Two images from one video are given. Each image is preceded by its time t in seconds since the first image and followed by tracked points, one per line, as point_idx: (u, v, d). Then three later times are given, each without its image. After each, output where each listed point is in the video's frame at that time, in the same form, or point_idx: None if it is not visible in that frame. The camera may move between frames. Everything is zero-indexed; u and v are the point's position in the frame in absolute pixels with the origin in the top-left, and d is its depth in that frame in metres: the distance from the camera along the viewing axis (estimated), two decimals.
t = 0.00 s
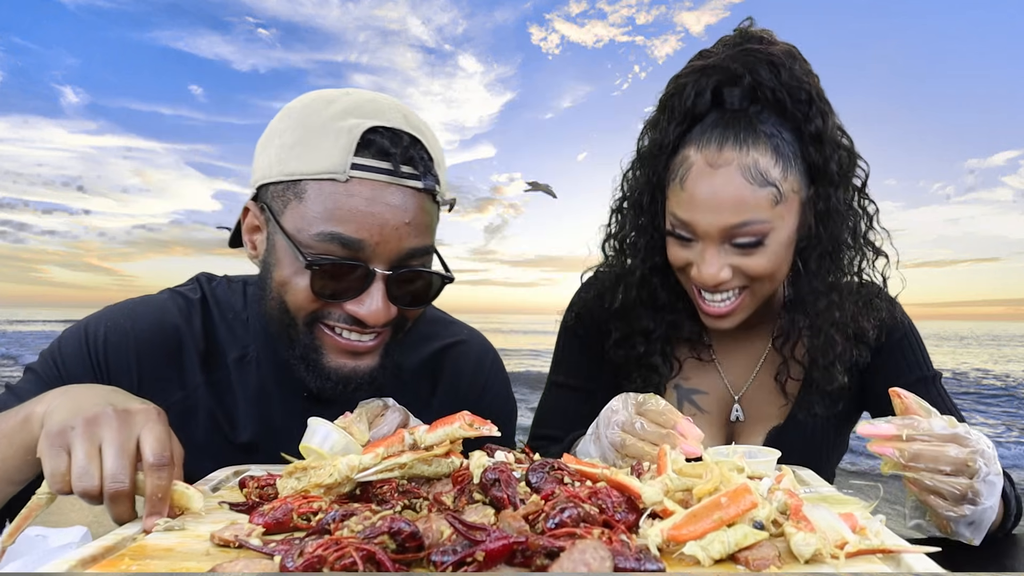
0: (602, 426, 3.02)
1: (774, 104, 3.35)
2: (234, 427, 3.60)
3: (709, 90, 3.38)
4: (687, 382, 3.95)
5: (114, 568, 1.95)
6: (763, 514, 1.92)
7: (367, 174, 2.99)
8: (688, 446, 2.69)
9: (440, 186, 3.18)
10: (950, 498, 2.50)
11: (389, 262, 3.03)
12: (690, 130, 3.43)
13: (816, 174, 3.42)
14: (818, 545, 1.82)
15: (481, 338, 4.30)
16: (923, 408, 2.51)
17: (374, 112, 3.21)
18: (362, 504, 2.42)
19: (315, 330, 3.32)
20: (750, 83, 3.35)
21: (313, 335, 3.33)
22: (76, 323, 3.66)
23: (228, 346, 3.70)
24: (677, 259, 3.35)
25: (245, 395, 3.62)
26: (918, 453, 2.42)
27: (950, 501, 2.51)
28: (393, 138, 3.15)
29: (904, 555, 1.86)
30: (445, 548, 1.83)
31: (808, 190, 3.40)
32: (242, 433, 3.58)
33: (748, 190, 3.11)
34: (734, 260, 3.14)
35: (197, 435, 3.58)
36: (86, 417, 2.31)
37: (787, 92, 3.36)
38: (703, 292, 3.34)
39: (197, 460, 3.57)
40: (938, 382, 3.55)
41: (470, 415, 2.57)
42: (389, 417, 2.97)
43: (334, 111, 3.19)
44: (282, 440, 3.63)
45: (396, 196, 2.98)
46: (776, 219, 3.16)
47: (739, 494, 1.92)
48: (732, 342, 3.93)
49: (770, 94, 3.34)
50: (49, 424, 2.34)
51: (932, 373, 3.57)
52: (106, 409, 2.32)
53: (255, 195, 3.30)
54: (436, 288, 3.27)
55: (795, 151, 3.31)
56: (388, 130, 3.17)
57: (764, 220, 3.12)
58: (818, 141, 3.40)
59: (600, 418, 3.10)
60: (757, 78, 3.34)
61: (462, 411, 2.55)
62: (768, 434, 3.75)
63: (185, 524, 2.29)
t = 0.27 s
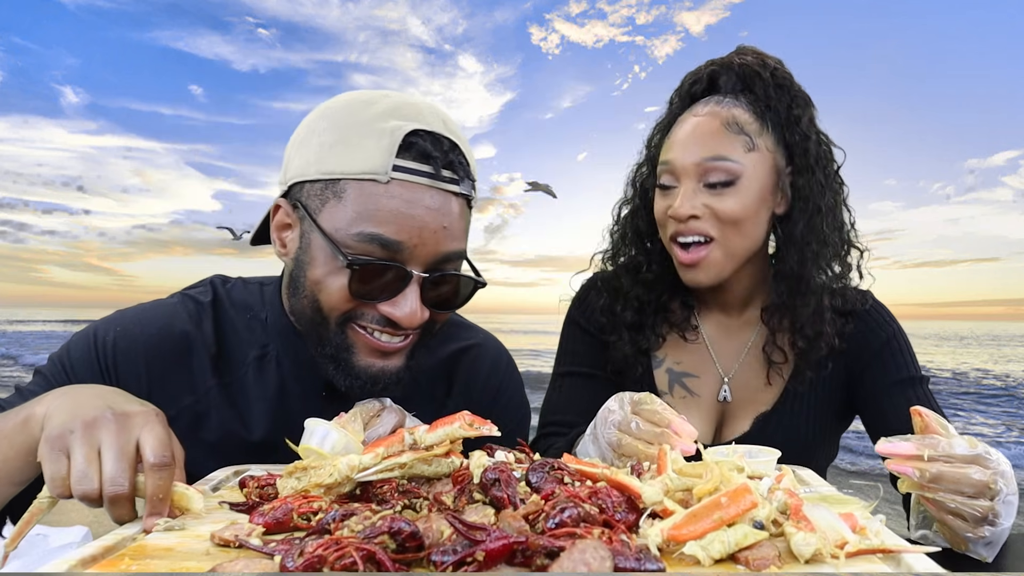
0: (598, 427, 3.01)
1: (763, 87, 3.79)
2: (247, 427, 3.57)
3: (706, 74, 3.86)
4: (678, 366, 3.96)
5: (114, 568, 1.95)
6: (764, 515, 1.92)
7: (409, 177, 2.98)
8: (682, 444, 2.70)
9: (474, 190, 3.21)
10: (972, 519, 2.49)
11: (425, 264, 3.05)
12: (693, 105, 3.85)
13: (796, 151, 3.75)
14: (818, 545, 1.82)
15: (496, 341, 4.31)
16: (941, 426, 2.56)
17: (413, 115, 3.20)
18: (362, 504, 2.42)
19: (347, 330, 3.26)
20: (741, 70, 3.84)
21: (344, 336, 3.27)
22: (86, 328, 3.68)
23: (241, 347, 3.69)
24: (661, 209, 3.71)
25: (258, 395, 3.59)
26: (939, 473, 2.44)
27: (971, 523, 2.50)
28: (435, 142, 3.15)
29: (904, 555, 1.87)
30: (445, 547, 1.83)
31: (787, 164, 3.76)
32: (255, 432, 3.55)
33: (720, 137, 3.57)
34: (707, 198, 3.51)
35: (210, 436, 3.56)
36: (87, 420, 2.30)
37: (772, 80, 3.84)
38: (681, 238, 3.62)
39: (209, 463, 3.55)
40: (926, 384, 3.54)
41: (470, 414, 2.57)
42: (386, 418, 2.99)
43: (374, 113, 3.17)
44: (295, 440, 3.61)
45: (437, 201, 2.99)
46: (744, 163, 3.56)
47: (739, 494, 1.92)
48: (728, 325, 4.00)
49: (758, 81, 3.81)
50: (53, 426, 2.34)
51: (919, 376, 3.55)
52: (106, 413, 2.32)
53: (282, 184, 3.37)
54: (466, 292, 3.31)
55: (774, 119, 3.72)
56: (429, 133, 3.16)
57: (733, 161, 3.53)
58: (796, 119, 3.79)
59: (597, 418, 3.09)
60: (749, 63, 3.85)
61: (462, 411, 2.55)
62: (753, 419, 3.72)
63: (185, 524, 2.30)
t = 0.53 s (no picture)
0: (596, 427, 3.03)
1: (731, 80, 3.88)
2: (246, 421, 3.59)
3: (678, 83, 3.97)
4: (676, 356, 3.94)
5: (116, 568, 1.96)
6: (764, 514, 1.94)
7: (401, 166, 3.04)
8: (684, 447, 2.74)
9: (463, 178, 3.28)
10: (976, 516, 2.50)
11: (420, 249, 3.11)
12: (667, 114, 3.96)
13: (774, 123, 3.85)
14: (818, 543, 1.84)
15: (485, 331, 4.34)
16: (946, 424, 2.58)
17: (403, 105, 3.24)
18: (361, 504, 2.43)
19: (345, 316, 3.28)
20: (706, 70, 3.92)
21: (342, 321, 3.29)
22: (82, 329, 3.68)
23: (236, 343, 3.72)
24: (657, 197, 3.72)
25: (253, 388, 3.63)
26: (944, 470, 2.42)
27: (974, 521, 2.52)
28: (425, 131, 3.20)
29: (903, 554, 1.87)
30: (448, 546, 1.84)
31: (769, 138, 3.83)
32: (254, 425, 3.58)
33: (699, 116, 3.63)
34: (698, 173, 3.54)
35: (209, 432, 3.58)
36: (89, 420, 2.31)
37: (741, 71, 3.94)
38: (678, 215, 3.61)
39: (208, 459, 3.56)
40: (928, 383, 3.53)
41: (469, 414, 2.58)
42: (385, 417, 2.98)
43: (365, 103, 3.21)
44: (293, 430, 3.64)
45: (429, 187, 3.06)
46: (727, 135, 3.61)
47: (740, 493, 1.94)
48: (729, 316, 3.97)
49: (726, 77, 3.89)
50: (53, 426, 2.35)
51: (923, 374, 3.55)
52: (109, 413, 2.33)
53: (274, 179, 3.42)
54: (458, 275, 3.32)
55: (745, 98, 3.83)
56: (418, 122, 3.21)
57: (717, 136, 3.59)
58: (771, 96, 3.90)
59: (593, 418, 3.11)
60: (711, 64, 3.93)
61: (462, 410, 2.56)
62: (754, 410, 3.70)
63: (185, 524, 2.31)
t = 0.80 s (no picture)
0: (584, 424, 3.07)
1: (708, 79, 3.95)
2: (234, 407, 3.62)
3: (655, 88, 4.02)
4: (675, 362, 3.99)
5: (123, 569, 1.99)
6: (765, 505, 1.98)
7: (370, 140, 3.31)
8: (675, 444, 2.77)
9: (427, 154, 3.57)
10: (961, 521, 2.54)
11: (394, 218, 3.33)
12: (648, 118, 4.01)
13: (757, 114, 3.93)
14: (817, 534, 1.90)
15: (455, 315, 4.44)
16: (933, 429, 2.61)
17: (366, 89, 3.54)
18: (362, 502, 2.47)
19: (328, 287, 3.45)
20: (682, 72, 3.99)
21: (326, 294, 3.45)
22: (71, 330, 3.73)
23: (221, 333, 3.79)
24: (651, 203, 3.74)
25: (240, 375, 3.68)
26: (930, 475, 2.49)
27: (962, 525, 2.55)
28: (389, 110, 3.48)
29: (897, 542, 1.92)
30: (461, 542, 1.88)
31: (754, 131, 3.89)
32: (242, 410, 3.61)
33: (684, 119, 3.69)
34: (693, 172, 3.58)
35: (199, 419, 3.60)
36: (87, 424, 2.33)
37: (717, 70, 4.01)
38: (676, 216, 3.64)
39: (199, 447, 3.56)
40: (930, 381, 3.60)
41: (464, 413, 2.63)
42: (375, 417, 3.02)
43: (331, 87, 3.48)
44: (280, 414, 3.67)
45: (397, 161, 3.34)
46: (715, 133, 3.68)
47: (743, 485, 1.99)
48: (724, 316, 4.02)
49: (704, 77, 3.95)
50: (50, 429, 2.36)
51: (925, 373, 3.61)
52: (107, 415, 2.36)
53: (251, 169, 3.61)
54: (431, 244, 3.49)
55: (725, 96, 3.90)
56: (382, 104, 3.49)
57: (705, 134, 3.64)
58: (750, 92, 3.99)
59: (580, 417, 3.15)
60: (687, 66, 3.99)
61: (458, 409, 2.61)
62: (756, 413, 3.72)
63: (185, 525, 2.33)
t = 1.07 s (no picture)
0: (580, 422, 3.08)
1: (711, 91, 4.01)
2: (218, 397, 3.65)
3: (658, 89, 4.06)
4: (658, 380, 4.02)
5: (127, 569, 2.00)
6: (764, 501, 2.01)
7: (328, 119, 3.41)
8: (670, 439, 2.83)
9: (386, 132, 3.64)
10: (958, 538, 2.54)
11: (355, 189, 3.42)
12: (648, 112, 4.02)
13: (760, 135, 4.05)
14: (816, 529, 1.93)
15: (428, 304, 4.40)
16: (923, 443, 2.65)
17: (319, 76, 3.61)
18: (361, 501, 2.49)
19: (295, 261, 3.49)
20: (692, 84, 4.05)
21: (295, 268, 3.49)
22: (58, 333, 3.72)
23: (206, 326, 3.82)
24: (648, 182, 3.66)
25: (223, 366, 3.72)
26: (922, 489, 2.52)
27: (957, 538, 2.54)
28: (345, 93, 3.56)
29: (892, 537, 1.96)
30: (467, 540, 1.90)
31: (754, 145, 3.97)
32: (225, 399, 3.64)
33: (700, 111, 3.76)
34: (702, 157, 3.57)
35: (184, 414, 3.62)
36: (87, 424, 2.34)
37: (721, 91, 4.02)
38: (678, 198, 3.57)
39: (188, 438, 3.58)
40: (918, 381, 3.60)
41: (462, 412, 2.64)
42: (370, 417, 3.05)
43: (286, 75, 3.55)
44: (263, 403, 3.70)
45: (354, 137, 3.44)
46: (728, 130, 3.71)
47: (743, 482, 2.02)
48: (706, 326, 4.03)
49: (705, 90, 3.99)
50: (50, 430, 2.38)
51: (913, 373, 3.61)
52: (104, 416, 2.37)
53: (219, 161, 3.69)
54: (394, 219, 3.56)
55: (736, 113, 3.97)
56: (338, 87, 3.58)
57: (718, 126, 3.68)
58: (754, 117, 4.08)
59: (576, 414, 3.17)
60: (692, 83, 4.04)
61: (456, 409, 2.63)
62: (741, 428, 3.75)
63: (185, 525, 2.35)
